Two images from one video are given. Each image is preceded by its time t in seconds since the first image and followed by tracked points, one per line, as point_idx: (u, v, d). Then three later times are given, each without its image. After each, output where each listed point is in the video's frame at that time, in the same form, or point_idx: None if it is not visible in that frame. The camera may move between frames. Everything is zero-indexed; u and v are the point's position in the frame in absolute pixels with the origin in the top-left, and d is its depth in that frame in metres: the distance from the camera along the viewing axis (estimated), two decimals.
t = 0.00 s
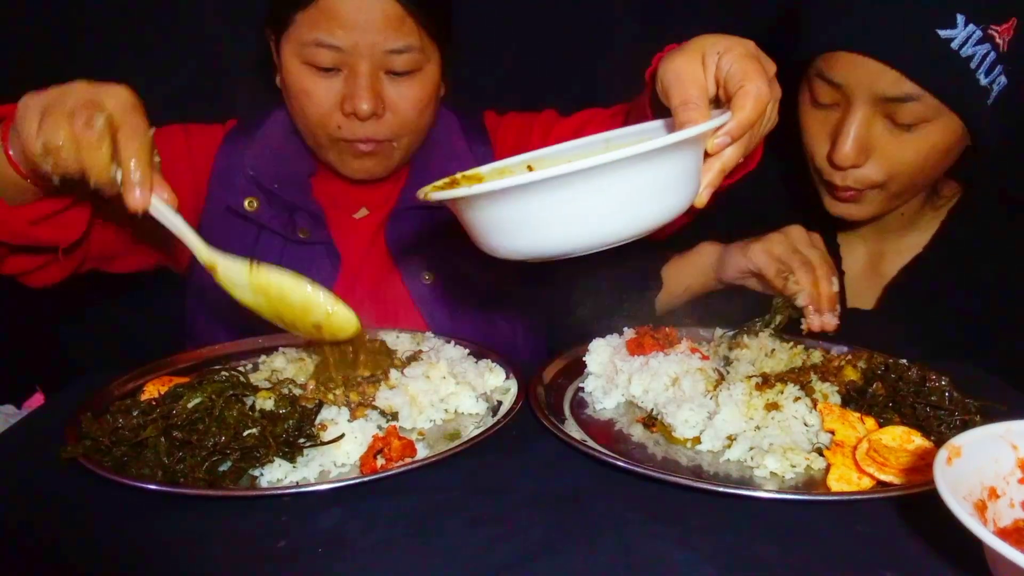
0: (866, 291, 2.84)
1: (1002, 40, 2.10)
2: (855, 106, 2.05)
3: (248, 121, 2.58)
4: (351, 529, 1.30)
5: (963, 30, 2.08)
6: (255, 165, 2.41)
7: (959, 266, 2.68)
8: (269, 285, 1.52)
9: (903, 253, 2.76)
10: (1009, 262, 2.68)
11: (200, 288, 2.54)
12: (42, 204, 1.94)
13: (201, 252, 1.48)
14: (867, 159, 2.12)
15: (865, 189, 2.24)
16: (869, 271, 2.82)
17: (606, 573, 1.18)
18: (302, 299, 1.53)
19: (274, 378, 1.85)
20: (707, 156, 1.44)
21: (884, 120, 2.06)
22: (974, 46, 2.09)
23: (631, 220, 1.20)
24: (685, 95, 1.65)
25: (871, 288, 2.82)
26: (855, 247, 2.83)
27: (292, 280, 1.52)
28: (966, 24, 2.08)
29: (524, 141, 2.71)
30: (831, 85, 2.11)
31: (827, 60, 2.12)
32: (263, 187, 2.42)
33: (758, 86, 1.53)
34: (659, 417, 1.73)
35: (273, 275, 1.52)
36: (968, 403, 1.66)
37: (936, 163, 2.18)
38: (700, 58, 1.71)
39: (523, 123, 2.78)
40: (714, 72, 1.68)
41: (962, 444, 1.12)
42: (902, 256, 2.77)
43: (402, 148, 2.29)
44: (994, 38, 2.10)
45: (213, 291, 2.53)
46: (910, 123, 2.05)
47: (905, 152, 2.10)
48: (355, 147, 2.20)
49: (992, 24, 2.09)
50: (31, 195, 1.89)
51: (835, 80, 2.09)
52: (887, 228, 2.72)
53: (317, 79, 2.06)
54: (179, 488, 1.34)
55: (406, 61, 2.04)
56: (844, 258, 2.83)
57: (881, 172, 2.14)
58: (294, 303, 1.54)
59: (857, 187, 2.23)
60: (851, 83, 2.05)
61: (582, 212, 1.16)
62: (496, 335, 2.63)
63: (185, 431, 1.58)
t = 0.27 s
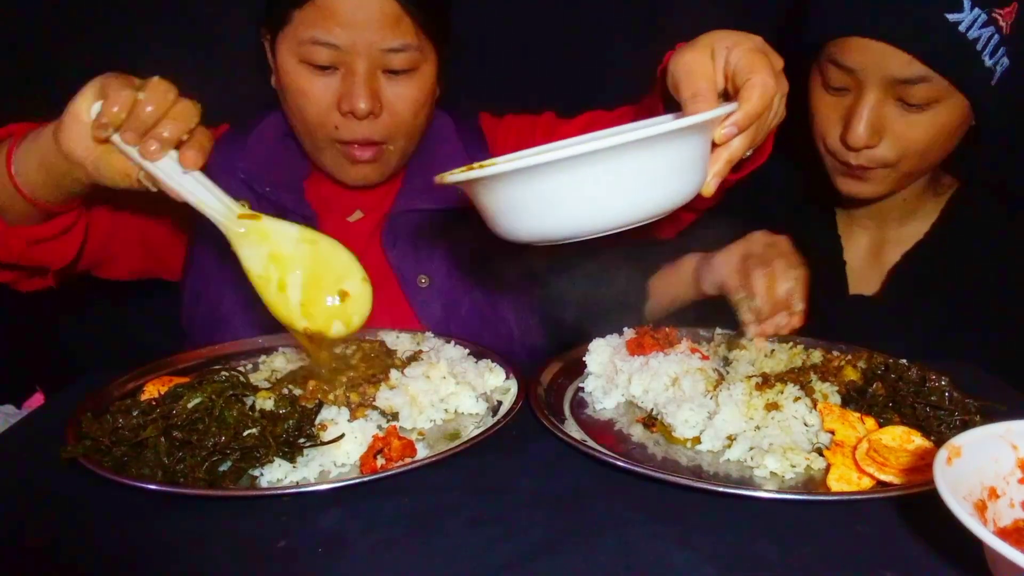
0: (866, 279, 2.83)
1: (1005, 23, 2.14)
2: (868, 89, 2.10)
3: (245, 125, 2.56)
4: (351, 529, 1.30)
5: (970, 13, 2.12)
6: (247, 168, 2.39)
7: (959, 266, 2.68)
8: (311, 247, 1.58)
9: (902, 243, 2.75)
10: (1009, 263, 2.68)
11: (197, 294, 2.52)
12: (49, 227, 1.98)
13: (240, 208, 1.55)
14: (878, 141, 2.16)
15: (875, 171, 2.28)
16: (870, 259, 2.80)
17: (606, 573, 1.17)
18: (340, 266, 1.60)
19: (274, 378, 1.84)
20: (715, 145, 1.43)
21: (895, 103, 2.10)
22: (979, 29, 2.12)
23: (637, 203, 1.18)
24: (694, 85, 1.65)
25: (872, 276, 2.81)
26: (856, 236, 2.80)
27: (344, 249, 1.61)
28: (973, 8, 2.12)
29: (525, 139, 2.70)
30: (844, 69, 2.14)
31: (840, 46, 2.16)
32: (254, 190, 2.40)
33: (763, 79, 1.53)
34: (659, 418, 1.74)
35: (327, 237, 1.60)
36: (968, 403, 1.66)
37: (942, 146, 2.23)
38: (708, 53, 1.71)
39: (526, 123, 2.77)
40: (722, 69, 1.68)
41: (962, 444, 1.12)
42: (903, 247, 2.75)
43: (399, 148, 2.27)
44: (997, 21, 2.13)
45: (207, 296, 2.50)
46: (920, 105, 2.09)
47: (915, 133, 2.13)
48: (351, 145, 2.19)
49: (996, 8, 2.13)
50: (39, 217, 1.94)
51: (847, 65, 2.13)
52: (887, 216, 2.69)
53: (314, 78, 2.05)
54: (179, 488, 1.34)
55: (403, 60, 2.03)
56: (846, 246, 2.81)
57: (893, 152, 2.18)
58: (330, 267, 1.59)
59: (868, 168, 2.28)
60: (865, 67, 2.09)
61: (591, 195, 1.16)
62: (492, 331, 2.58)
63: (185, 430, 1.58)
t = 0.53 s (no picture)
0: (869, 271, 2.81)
1: (1015, 25, 2.17)
2: (878, 87, 2.15)
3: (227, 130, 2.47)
4: (351, 529, 1.30)
5: (981, 17, 2.16)
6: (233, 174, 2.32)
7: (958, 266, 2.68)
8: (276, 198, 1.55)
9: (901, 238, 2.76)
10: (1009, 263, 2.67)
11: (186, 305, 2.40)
12: (21, 243, 1.92)
13: (199, 194, 1.55)
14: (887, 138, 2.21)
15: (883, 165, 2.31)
16: (871, 253, 2.79)
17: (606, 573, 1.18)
18: (314, 200, 1.55)
19: (273, 378, 1.84)
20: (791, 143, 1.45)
21: (904, 101, 2.15)
22: (990, 31, 2.16)
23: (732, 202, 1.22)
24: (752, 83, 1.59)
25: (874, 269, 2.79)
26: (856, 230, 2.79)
27: (301, 179, 1.54)
28: (984, 11, 2.16)
29: (523, 134, 2.61)
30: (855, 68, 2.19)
31: (850, 44, 2.21)
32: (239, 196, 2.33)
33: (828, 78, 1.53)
34: (659, 418, 1.74)
35: (281, 180, 1.54)
36: (968, 403, 1.66)
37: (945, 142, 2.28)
38: (760, 45, 1.62)
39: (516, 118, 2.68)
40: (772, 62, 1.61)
41: (962, 444, 1.12)
42: (904, 240, 2.76)
43: (407, 142, 2.23)
44: (1007, 24, 2.17)
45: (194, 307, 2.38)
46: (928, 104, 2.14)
47: (924, 131, 2.19)
48: (367, 147, 2.10)
49: (1007, 10, 2.16)
50: (9, 234, 1.88)
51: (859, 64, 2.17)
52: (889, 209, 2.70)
53: (320, 75, 1.98)
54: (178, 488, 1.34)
55: (407, 44, 2.00)
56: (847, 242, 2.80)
57: (903, 148, 2.23)
58: (305, 207, 1.56)
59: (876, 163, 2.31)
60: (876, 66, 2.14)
61: (687, 203, 1.21)
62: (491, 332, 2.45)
63: (185, 431, 1.58)
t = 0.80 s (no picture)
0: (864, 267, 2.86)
1: (1013, 25, 2.19)
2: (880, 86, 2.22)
3: (218, 136, 2.45)
4: (350, 529, 1.30)
5: (981, 16, 2.18)
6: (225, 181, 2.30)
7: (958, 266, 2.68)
8: (280, 212, 1.57)
9: (897, 236, 2.78)
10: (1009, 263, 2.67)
11: (181, 310, 2.39)
12: (16, 258, 1.95)
13: (201, 212, 1.57)
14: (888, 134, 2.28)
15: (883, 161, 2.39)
16: (868, 250, 2.82)
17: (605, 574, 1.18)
18: (317, 212, 1.57)
19: (273, 378, 1.84)
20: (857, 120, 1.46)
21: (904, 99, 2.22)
22: (989, 31, 2.17)
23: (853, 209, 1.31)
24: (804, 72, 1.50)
25: (870, 266, 2.84)
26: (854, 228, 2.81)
27: (304, 193, 1.56)
28: (983, 11, 2.18)
29: (520, 134, 2.61)
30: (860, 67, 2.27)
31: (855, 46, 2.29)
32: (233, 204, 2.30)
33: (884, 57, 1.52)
34: (659, 418, 1.74)
35: (282, 195, 1.56)
36: (968, 403, 1.66)
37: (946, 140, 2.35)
38: (801, 34, 1.56)
39: (515, 115, 2.67)
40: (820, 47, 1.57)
41: (962, 444, 1.12)
42: (901, 239, 2.77)
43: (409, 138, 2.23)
44: (1005, 24, 2.19)
45: (191, 311, 2.37)
46: (928, 102, 2.21)
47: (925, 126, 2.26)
48: (373, 143, 2.09)
49: (1005, 11, 2.19)
50: (4, 250, 1.91)
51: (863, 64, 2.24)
52: (888, 208, 2.70)
53: (323, 74, 1.98)
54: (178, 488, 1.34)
55: (406, 37, 2.01)
56: (844, 238, 2.83)
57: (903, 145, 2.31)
58: (309, 220, 1.58)
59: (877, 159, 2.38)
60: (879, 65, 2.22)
61: (808, 227, 1.29)
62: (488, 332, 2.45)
63: (185, 430, 1.58)
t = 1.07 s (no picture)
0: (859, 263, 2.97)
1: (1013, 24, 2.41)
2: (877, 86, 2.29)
3: (214, 138, 2.44)
4: (351, 528, 1.30)
5: (981, 17, 2.48)
6: (223, 182, 2.29)
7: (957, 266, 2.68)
8: (281, 219, 1.58)
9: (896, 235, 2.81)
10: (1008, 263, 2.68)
11: (180, 311, 2.38)
12: (12, 264, 1.95)
13: (201, 219, 1.56)
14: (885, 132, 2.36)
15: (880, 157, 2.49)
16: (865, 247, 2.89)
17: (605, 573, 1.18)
18: (317, 219, 1.58)
19: (273, 378, 1.84)
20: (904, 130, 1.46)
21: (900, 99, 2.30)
22: (988, 31, 2.46)
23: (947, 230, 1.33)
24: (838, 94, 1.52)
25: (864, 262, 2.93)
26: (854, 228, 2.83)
27: (303, 200, 1.56)
28: (982, 12, 2.48)
29: (522, 133, 2.60)
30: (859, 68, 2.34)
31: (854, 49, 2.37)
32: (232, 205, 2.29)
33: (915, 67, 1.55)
34: (659, 418, 1.74)
35: (283, 202, 1.57)
36: (969, 403, 1.66)
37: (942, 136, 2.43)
38: (829, 54, 1.59)
39: (517, 115, 2.66)
40: (851, 65, 1.60)
41: (962, 444, 1.12)
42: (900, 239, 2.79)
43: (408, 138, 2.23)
44: (1006, 23, 2.42)
45: (190, 312, 2.37)
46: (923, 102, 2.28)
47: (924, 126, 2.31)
48: (373, 144, 2.09)
49: (1006, 11, 2.43)
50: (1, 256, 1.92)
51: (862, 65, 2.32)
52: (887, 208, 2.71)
53: (323, 74, 1.98)
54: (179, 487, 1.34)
55: (405, 36, 2.01)
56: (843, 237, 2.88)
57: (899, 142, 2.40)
58: (310, 227, 1.59)
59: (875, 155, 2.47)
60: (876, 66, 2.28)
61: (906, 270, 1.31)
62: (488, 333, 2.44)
63: (185, 431, 1.58)
